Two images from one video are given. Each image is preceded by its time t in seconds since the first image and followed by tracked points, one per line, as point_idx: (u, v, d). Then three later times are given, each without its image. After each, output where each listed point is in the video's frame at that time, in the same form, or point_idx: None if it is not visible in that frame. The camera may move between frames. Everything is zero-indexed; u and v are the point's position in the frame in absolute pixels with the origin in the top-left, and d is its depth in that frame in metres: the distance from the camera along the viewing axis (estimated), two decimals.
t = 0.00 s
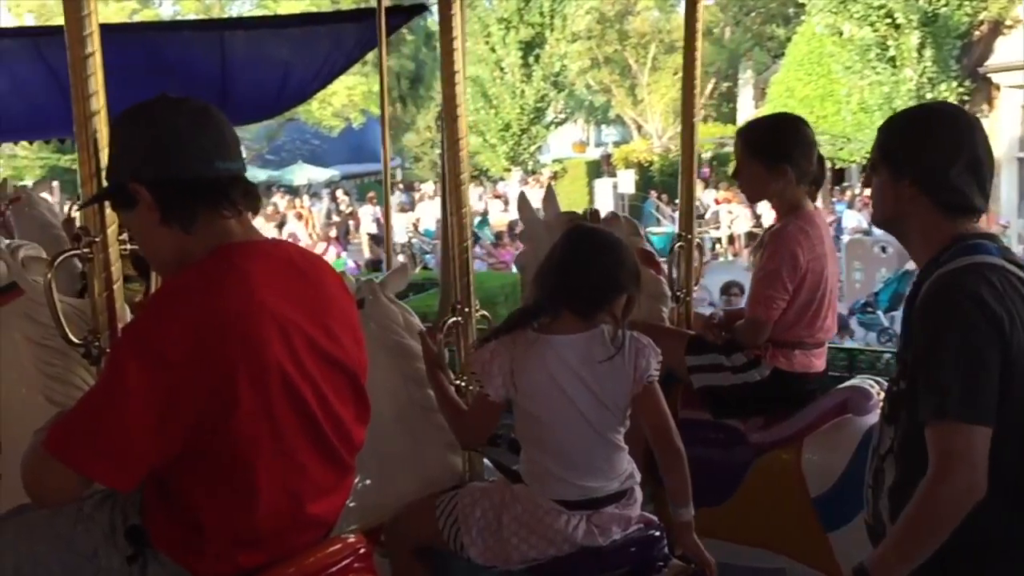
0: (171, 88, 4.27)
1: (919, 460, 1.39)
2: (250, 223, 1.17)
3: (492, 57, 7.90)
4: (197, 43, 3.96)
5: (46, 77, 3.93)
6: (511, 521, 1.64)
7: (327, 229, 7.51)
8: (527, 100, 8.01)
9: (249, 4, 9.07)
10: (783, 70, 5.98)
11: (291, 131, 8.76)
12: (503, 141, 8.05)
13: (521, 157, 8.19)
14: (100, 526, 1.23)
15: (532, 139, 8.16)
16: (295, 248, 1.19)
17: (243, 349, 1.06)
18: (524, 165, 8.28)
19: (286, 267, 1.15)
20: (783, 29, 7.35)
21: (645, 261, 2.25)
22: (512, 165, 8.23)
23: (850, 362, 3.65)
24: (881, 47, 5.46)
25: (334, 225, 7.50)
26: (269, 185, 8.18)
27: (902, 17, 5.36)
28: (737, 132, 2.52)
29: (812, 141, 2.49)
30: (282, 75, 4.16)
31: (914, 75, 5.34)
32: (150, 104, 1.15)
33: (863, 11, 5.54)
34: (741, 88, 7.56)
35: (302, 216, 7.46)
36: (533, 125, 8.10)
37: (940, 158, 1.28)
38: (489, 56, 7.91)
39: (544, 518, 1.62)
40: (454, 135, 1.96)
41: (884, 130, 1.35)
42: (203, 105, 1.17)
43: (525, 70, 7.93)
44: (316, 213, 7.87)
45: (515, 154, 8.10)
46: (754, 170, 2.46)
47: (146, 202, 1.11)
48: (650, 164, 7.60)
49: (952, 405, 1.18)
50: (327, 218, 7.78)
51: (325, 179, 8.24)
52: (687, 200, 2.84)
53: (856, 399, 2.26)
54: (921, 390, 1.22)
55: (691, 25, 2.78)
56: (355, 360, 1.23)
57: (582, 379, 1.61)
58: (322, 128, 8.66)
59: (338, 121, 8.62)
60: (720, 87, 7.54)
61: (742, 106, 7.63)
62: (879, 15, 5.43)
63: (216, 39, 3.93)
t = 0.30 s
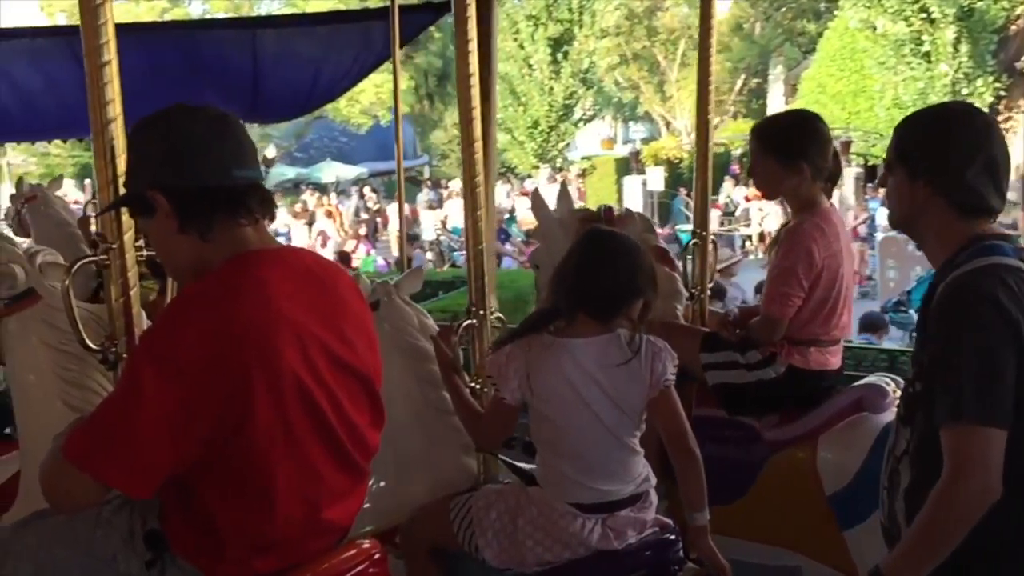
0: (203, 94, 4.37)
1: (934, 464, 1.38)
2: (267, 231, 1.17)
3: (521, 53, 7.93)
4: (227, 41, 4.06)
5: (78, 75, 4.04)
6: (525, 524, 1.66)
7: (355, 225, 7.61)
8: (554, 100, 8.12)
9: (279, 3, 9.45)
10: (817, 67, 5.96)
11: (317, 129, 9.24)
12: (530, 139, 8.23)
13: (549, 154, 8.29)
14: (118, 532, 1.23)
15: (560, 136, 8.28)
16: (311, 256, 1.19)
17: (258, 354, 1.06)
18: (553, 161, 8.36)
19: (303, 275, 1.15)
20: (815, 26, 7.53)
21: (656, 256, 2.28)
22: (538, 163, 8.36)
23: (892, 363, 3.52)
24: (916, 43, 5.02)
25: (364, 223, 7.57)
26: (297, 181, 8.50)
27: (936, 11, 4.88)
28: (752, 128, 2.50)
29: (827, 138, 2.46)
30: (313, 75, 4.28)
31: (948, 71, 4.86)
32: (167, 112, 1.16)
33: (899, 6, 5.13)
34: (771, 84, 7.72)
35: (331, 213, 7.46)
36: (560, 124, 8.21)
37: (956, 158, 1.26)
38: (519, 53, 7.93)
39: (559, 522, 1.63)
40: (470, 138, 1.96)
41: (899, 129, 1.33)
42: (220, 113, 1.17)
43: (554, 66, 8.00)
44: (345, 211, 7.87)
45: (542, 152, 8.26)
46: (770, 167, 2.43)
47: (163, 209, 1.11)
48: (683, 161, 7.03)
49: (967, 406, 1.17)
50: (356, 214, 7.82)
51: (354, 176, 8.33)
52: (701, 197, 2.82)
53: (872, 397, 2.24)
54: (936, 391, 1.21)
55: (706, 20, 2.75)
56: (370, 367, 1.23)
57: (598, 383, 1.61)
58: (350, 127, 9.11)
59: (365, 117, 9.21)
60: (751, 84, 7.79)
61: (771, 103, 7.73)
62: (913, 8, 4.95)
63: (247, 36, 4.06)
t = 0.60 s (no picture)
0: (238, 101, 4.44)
1: (951, 466, 1.37)
2: (286, 240, 1.17)
3: (552, 50, 9.13)
4: (261, 40, 4.28)
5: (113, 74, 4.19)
6: (543, 527, 1.66)
7: (387, 225, 8.20)
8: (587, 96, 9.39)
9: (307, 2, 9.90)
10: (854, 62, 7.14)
11: (350, 127, 10.45)
12: (561, 136, 9.58)
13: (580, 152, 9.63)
14: (139, 538, 1.24)
15: (590, 133, 9.61)
16: (328, 264, 1.19)
17: (276, 364, 1.07)
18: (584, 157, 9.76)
19: (319, 284, 1.15)
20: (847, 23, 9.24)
21: (673, 256, 2.23)
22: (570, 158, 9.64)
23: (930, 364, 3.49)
24: (955, 38, 5.97)
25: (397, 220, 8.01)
26: (328, 178, 10.00)
27: (973, 9, 5.77)
28: (770, 125, 2.49)
29: (846, 134, 2.44)
30: (345, 73, 4.34)
31: (987, 66, 5.79)
32: (188, 121, 1.16)
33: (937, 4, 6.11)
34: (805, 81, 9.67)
35: (361, 212, 7.89)
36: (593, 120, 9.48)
37: (975, 158, 1.25)
38: (549, 50, 9.13)
39: (577, 525, 1.63)
40: (488, 141, 1.96)
41: (918, 129, 1.32)
42: (240, 122, 1.18)
43: (584, 61, 9.27)
44: (376, 209, 8.55)
45: (575, 146, 9.58)
46: (788, 164, 2.42)
47: (183, 218, 1.12)
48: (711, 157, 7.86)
49: (985, 407, 1.16)
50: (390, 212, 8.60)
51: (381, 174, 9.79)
52: (718, 194, 2.82)
53: (890, 394, 2.22)
54: (954, 390, 1.20)
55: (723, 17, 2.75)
56: (387, 374, 1.23)
57: (617, 386, 1.61)
58: (380, 124, 10.29)
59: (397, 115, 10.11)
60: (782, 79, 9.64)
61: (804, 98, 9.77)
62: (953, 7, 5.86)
63: (281, 35, 4.29)
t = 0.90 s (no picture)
0: (271, 96, 4.60)
1: (967, 466, 1.35)
2: (302, 248, 1.18)
3: (583, 45, 10.39)
4: (294, 38, 4.36)
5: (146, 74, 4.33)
6: (558, 528, 1.66)
7: (417, 220, 8.78)
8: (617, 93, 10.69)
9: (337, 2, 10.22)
10: (890, 55, 7.94)
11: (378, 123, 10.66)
12: (591, 131, 10.73)
13: (609, 148, 10.84)
14: (158, 542, 1.25)
15: (620, 127, 10.85)
16: (343, 271, 1.19)
17: (294, 374, 1.07)
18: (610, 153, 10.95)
19: (335, 291, 1.16)
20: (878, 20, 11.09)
21: (689, 253, 2.18)
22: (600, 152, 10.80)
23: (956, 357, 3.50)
24: (992, 30, 6.19)
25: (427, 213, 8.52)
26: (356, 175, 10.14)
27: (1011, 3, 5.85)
28: (785, 120, 2.47)
29: (863, 128, 2.42)
30: (377, 69, 4.45)
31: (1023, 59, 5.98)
32: (206, 129, 1.17)
33: None
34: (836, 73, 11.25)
35: (392, 209, 8.50)
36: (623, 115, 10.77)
37: (992, 157, 1.23)
38: (580, 44, 10.41)
39: (593, 527, 1.64)
40: (505, 139, 1.95)
41: (934, 127, 1.30)
42: (255, 129, 1.18)
43: (613, 57, 10.42)
44: (407, 205, 9.25)
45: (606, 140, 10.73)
46: (804, 159, 2.40)
47: (200, 227, 1.12)
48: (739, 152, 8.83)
49: (1001, 407, 1.15)
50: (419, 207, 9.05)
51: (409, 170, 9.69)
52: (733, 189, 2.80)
53: (906, 392, 2.17)
54: (971, 391, 1.19)
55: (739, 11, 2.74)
56: (402, 381, 1.24)
57: (633, 388, 1.61)
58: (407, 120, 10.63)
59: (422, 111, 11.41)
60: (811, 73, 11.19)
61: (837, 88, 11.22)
62: None
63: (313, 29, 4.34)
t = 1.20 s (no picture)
0: (302, 95, 4.85)
1: (981, 470, 1.34)
2: (317, 257, 1.18)
3: (610, 42, 9.41)
4: (322, 37, 4.58)
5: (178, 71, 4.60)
6: (573, 530, 1.68)
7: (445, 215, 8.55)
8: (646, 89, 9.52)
9: None
10: (921, 51, 7.94)
11: (403, 120, 10.76)
12: (619, 128, 9.73)
13: (636, 146, 9.89)
14: (173, 549, 1.26)
15: (646, 126, 9.70)
16: (358, 281, 1.20)
17: (308, 383, 1.07)
18: (638, 151, 10.02)
19: (351, 302, 1.16)
20: (911, 13, 9.38)
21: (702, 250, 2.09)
22: (626, 151, 9.91)
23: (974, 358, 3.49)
24: None
25: (450, 212, 8.47)
26: (381, 172, 9.87)
27: None
28: (800, 118, 2.45)
29: (879, 124, 2.40)
30: (406, 70, 4.66)
31: None
32: (222, 138, 1.17)
33: None
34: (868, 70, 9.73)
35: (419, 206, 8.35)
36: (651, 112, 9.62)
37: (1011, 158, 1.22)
38: (608, 41, 9.40)
39: (607, 531, 1.64)
40: (519, 141, 1.95)
41: (950, 129, 1.29)
42: (269, 139, 1.18)
43: (642, 54, 9.44)
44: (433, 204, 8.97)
45: (632, 139, 9.69)
46: (818, 157, 2.38)
47: (216, 237, 1.13)
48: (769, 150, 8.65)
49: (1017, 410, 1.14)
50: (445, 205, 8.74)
51: (436, 168, 9.40)
52: (746, 187, 2.77)
53: (921, 389, 2.17)
54: (988, 396, 1.18)
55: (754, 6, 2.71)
56: (416, 389, 1.24)
57: (649, 394, 1.61)
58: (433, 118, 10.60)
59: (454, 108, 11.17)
60: (845, 69, 9.68)
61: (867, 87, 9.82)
62: None
63: (343, 27, 4.55)
